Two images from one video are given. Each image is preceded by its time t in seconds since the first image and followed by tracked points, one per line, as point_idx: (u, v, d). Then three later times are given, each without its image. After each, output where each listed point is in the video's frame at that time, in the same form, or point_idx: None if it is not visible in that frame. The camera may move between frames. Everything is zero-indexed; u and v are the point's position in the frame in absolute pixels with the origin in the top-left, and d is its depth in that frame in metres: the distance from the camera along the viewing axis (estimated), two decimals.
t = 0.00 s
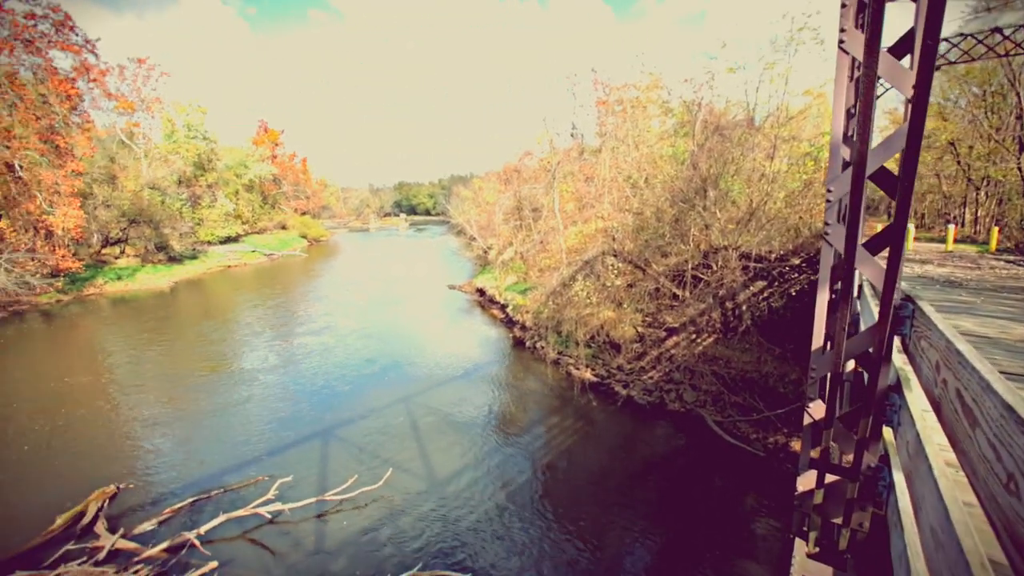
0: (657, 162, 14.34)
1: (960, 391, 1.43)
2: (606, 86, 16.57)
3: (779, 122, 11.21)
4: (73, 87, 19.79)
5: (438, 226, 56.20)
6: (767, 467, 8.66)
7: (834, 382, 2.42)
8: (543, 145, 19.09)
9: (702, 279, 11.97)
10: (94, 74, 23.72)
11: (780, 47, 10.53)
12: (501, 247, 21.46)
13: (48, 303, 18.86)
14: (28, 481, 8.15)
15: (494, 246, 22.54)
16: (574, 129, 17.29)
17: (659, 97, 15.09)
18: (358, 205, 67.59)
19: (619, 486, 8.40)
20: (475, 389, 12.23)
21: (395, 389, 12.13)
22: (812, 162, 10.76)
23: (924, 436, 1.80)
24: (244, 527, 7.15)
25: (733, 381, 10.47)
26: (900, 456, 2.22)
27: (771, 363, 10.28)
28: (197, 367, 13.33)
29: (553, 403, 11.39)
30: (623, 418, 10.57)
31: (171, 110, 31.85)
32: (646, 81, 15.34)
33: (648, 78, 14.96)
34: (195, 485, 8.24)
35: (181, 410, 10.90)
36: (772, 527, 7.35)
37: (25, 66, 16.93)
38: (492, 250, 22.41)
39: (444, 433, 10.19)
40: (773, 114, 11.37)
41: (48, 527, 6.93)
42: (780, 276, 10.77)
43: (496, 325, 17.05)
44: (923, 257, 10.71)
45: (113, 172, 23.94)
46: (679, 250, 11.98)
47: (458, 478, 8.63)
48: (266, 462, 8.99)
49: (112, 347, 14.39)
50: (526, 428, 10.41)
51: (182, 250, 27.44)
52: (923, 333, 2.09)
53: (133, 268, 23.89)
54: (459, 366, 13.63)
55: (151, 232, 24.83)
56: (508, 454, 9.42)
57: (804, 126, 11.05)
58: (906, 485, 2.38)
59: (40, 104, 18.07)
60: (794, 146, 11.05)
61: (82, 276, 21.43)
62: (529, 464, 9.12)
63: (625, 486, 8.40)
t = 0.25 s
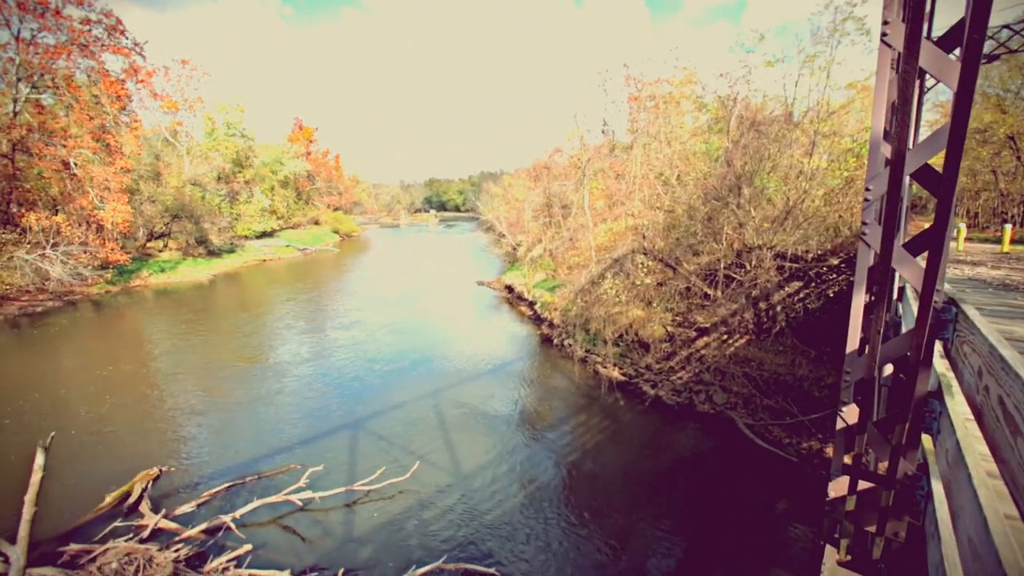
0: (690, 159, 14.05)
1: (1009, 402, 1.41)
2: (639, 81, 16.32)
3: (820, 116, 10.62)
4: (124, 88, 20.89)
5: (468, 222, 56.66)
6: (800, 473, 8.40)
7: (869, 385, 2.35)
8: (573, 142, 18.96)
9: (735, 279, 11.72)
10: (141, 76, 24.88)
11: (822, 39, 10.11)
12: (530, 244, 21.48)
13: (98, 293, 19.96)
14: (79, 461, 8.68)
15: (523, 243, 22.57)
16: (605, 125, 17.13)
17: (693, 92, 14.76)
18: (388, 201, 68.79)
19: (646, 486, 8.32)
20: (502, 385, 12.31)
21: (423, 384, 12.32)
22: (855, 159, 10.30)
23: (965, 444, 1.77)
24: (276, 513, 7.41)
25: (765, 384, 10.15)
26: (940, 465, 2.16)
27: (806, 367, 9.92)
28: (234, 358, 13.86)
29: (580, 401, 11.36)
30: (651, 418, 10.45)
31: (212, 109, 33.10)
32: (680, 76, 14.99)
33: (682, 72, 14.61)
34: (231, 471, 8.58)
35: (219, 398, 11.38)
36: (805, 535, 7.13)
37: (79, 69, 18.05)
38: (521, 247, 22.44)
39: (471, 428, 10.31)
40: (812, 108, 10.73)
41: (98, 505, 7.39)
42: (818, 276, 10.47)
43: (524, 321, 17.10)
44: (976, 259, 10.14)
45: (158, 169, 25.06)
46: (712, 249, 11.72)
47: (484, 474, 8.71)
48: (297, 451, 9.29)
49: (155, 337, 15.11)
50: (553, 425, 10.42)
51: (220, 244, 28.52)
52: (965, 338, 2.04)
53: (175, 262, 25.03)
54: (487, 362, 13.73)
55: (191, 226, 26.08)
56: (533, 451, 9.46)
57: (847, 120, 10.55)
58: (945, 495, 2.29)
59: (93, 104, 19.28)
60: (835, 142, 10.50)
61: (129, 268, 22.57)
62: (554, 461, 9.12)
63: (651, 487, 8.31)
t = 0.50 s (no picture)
0: (716, 158, 13.81)
1: None
2: (663, 80, 16.11)
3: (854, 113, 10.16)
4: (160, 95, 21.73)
5: (491, 223, 56.94)
6: (830, 480, 8.15)
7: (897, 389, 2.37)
8: (597, 142, 18.83)
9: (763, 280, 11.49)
10: (176, 83, 25.84)
11: (855, 32, 9.78)
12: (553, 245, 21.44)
13: (135, 293, 20.82)
14: (118, 455, 9.10)
15: (546, 244, 22.54)
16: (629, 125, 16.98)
17: (719, 90, 14.50)
18: (412, 202, 69.61)
19: (669, 491, 8.21)
20: (524, 386, 12.33)
21: (445, 384, 12.45)
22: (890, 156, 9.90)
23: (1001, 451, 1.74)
24: (302, 509, 7.60)
25: (794, 387, 9.89)
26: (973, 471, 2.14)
27: (838, 372, 9.51)
28: (262, 358, 14.23)
29: (603, 403, 11.29)
30: (675, 421, 10.31)
31: (242, 114, 34.11)
32: (705, 74, 14.73)
33: (707, 70, 14.36)
34: (260, 467, 8.84)
35: (248, 396, 11.75)
36: (837, 544, 6.92)
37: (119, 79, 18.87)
38: (544, 248, 22.42)
39: (493, 429, 10.36)
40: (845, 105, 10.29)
41: (135, 497, 7.74)
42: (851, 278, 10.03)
43: (547, 323, 17.09)
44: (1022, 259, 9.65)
45: (191, 174, 25.93)
46: (739, 250, 11.48)
47: (506, 474, 8.75)
48: (322, 449, 9.50)
49: (188, 337, 15.67)
50: (575, 427, 10.38)
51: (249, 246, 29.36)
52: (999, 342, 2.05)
53: (206, 263, 25.92)
54: (510, 363, 13.77)
55: (222, 229, 26.75)
56: (555, 453, 9.45)
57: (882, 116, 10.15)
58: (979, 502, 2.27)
59: (132, 112, 20.24)
60: (869, 139, 10.14)
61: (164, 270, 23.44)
62: (577, 463, 9.09)
63: (675, 491, 8.19)
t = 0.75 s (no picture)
0: (738, 159, 13.61)
1: None
2: (684, 81, 15.96)
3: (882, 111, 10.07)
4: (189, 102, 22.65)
5: (510, 226, 57.10)
6: (858, 488, 7.92)
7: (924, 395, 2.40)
8: (617, 144, 18.78)
9: (787, 283, 11.25)
10: (204, 91, 26.69)
11: (883, 28, 9.52)
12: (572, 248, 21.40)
13: (165, 295, 21.50)
14: (149, 452, 9.44)
15: (566, 246, 22.50)
16: (649, 126, 16.88)
17: (742, 90, 14.30)
18: (432, 205, 70.21)
19: (691, 496, 8.09)
20: (544, 389, 12.34)
21: (465, 387, 12.52)
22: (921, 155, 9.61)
23: None
24: (324, 508, 7.74)
25: (820, 393, 9.65)
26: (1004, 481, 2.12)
27: (867, 377, 9.21)
28: (285, 359, 14.55)
29: (624, 407, 11.21)
30: (696, 426, 10.17)
31: (267, 120, 34.97)
32: (727, 74, 14.54)
33: (729, 70, 14.17)
34: (282, 467, 9.02)
35: (272, 397, 12.04)
36: (866, 554, 6.70)
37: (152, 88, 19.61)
38: (564, 250, 22.38)
39: (513, 431, 10.39)
40: (874, 104, 10.18)
41: (165, 493, 8.01)
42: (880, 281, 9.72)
43: (567, 325, 17.07)
44: None
45: (218, 179, 26.69)
46: (762, 252, 11.21)
47: (524, 477, 8.74)
48: (343, 449, 9.67)
49: (214, 338, 16.11)
50: (595, 430, 10.33)
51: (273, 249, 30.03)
52: None
53: (232, 266, 26.65)
54: (529, 366, 13.80)
55: (247, 232, 27.51)
56: (575, 456, 9.42)
57: (912, 115, 9.88)
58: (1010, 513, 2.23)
59: (162, 120, 21.08)
60: (898, 137, 9.87)
61: (191, 272, 24.18)
62: (597, 467, 9.04)
63: (696, 496, 8.08)
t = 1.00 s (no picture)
0: (757, 157, 13.40)
1: None
2: (701, 79, 15.80)
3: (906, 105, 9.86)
4: (211, 111, 23.55)
5: (526, 227, 57.15)
6: (883, 492, 7.72)
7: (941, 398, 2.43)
8: (632, 144, 18.70)
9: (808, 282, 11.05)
10: (225, 98, 27.38)
11: (907, 20, 9.28)
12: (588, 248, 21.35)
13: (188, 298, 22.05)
14: (175, 451, 9.72)
15: (582, 247, 22.45)
16: (665, 125, 16.78)
17: (760, 87, 14.10)
18: (448, 208, 70.62)
19: (711, 499, 7.98)
20: (561, 390, 12.32)
21: (482, 388, 12.57)
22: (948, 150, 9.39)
23: None
24: (343, 508, 7.85)
25: (844, 395, 9.43)
26: None
27: (893, 378, 8.94)
28: (305, 361, 14.83)
29: (641, 408, 11.15)
30: (716, 427, 10.06)
31: (286, 126, 35.63)
32: (745, 71, 14.33)
33: (747, 67, 13.98)
34: (302, 467, 9.18)
35: (293, 398, 12.27)
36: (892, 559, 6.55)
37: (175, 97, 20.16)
38: (580, 251, 22.33)
39: (530, 433, 10.38)
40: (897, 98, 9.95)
41: (190, 491, 8.23)
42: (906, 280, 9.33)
43: (583, 326, 17.03)
44: None
45: (239, 184, 27.30)
46: (782, 250, 10.99)
47: (541, 479, 8.76)
48: (362, 450, 9.79)
49: (236, 341, 16.48)
50: (613, 432, 10.26)
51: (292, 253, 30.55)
52: None
53: (253, 269, 27.25)
54: (546, 368, 13.80)
55: (267, 236, 28.25)
56: (592, 457, 9.37)
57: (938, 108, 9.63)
58: None
59: (185, 128, 21.76)
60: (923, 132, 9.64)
61: (213, 277, 24.81)
62: (615, 468, 9.01)
63: (716, 500, 7.96)
